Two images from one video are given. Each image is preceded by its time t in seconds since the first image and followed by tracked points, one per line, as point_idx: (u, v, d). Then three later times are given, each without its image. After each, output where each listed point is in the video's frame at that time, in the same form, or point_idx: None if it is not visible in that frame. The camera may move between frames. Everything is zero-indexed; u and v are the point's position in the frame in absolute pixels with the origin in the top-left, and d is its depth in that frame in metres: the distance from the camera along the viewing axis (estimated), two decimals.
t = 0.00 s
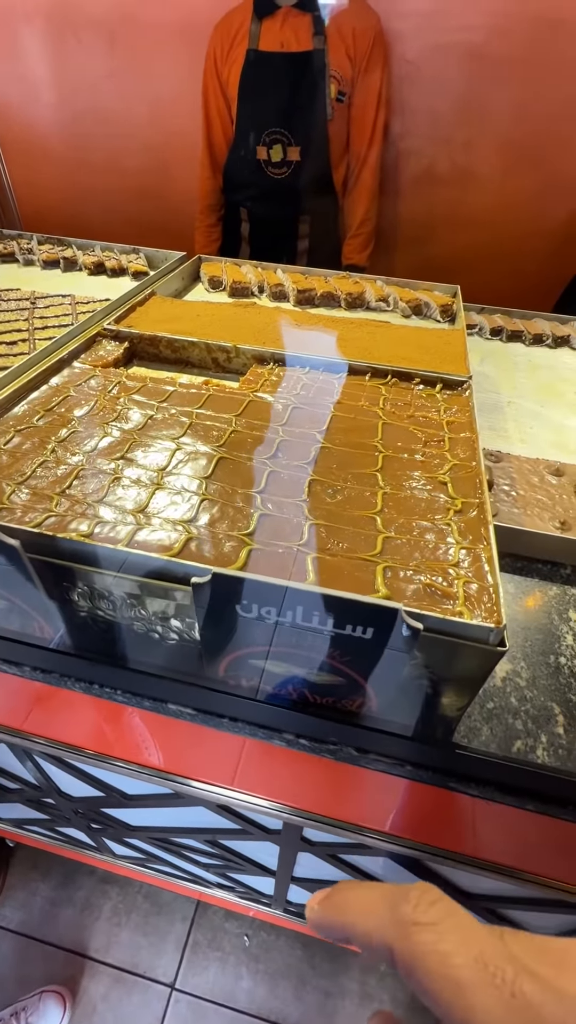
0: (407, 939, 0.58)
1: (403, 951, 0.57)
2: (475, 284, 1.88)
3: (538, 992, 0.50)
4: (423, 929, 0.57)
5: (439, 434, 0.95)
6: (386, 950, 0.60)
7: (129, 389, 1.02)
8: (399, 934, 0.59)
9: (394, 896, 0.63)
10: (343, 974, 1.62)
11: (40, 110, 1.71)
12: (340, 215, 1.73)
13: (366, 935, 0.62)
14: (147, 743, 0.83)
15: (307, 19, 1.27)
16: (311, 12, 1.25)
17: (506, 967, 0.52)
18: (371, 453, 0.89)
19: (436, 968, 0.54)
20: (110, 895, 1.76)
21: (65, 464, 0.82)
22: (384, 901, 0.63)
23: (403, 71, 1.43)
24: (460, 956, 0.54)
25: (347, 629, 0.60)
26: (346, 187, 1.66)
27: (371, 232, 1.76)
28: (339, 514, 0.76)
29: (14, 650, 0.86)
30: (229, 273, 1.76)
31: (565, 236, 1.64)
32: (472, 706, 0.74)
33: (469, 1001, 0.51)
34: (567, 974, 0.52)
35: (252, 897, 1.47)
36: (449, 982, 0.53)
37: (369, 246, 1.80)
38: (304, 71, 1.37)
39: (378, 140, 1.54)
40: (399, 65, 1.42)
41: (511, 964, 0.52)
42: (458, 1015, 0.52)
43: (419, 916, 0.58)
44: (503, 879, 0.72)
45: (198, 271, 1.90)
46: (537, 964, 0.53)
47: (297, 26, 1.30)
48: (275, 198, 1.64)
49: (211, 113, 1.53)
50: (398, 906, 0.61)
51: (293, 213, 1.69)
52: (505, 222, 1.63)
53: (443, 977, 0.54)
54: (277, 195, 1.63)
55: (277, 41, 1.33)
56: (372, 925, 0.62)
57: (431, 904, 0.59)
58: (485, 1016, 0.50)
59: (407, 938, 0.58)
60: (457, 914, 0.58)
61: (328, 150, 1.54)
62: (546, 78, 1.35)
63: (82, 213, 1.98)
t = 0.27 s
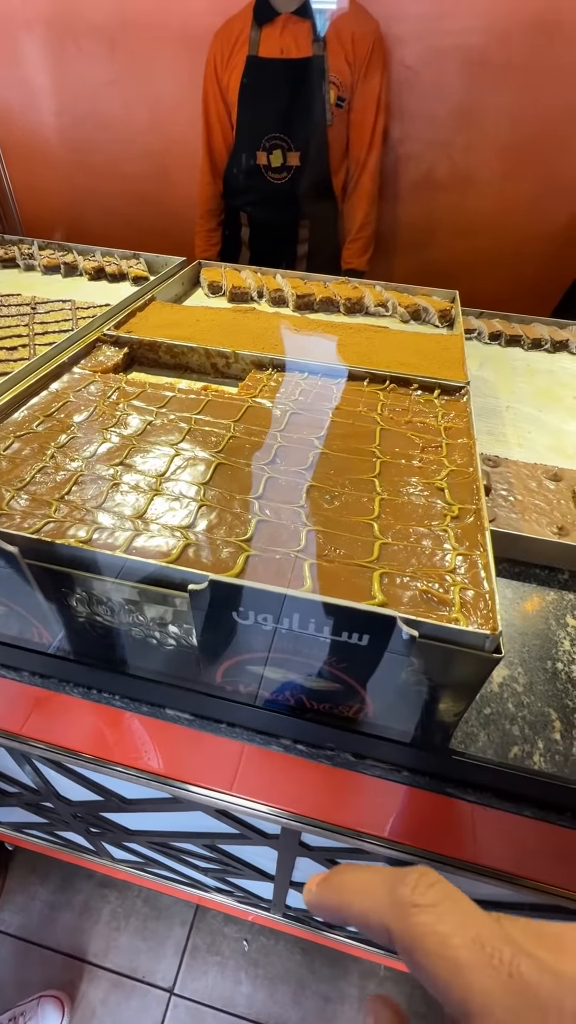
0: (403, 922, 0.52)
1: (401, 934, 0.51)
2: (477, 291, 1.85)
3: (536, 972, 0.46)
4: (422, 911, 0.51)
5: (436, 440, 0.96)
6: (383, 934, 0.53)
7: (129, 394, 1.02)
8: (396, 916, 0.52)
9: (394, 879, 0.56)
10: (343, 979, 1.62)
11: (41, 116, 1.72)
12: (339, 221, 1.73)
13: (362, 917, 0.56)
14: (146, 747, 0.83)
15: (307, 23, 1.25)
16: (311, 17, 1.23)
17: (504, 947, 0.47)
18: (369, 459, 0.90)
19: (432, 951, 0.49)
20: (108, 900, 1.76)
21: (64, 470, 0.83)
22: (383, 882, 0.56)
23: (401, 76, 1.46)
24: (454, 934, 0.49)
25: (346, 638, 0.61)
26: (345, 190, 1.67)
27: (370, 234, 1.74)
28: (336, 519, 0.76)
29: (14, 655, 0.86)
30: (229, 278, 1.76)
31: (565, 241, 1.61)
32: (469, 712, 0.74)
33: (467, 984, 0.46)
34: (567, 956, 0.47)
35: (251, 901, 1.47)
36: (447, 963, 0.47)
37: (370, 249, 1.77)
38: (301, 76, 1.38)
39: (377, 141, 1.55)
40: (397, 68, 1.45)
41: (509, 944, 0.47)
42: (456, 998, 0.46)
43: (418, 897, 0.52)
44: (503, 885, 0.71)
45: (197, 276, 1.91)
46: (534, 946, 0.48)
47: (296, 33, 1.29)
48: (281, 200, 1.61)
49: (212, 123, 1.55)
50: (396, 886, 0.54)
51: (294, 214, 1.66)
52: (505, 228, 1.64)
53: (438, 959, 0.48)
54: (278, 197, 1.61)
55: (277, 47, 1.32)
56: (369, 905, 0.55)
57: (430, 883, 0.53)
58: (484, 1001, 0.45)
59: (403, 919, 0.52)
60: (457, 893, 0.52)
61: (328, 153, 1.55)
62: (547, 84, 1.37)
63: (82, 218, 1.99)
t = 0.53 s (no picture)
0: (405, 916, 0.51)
1: (402, 928, 0.50)
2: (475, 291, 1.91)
3: (536, 964, 0.45)
4: (423, 905, 0.50)
5: (437, 441, 0.96)
6: (385, 928, 0.52)
7: (130, 395, 1.02)
8: (398, 910, 0.51)
9: (394, 873, 0.55)
10: (343, 983, 1.62)
11: (43, 118, 1.72)
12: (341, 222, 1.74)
13: (364, 912, 0.55)
14: (146, 748, 0.83)
15: (309, 29, 1.23)
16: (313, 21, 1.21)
17: (505, 939, 0.46)
18: (369, 460, 0.90)
19: (432, 943, 0.48)
20: (108, 901, 1.76)
21: (65, 471, 0.83)
22: (384, 877, 0.55)
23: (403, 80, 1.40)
24: (456, 924, 0.48)
25: (345, 640, 0.61)
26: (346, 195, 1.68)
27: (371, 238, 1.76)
28: (336, 522, 0.76)
29: (14, 656, 0.86)
30: (230, 281, 1.77)
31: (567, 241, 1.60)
32: (470, 715, 0.74)
33: (467, 976, 0.45)
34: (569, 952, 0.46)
35: (251, 904, 1.47)
36: (448, 955, 0.46)
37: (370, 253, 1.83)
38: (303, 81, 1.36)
39: (377, 147, 1.54)
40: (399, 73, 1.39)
41: (510, 936, 0.46)
42: (457, 990, 0.45)
43: (419, 891, 0.51)
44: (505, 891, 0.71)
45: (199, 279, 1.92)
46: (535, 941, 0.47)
47: (297, 37, 1.26)
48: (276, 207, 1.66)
49: (213, 125, 1.57)
50: (397, 881, 0.54)
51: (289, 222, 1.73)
52: (505, 229, 1.60)
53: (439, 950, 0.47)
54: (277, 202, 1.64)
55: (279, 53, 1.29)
56: (371, 900, 0.55)
57: (431, 879, 0.52)
58: (484, 993, 0.44)
59: (404, 913, 0.51)
60: (459, 888, 0.51)
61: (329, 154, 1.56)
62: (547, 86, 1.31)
63: (84, 219, 1.99)
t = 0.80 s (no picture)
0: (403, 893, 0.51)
1: (400, 905, 0.50)
2: (480, 294, 1.89)
3: (538, 940, 0.45)
4: (423, 882, 0.50)
5: (438, 446, 0.95)
6: (384, 905, 0.52)
7: (130, 398, 1.02)
8: (397, 887, 0.51)
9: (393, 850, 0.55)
10: (342, 988, 1.61)
11: (45, 121, 1.72)
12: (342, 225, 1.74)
13: (362, 888, 0.55)
14: (146, 752, 0.83)
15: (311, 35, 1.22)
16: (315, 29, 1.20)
17: (507, 916, 0.46)
18: (370, 464, 0.89)
19: (432, 919, 0.48)
20: (106, 906, 1.75)
21: (65, 474, 0.83)
22: (383, 855, 0.55)
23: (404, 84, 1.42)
24: (457, 902, 0.48)
25: (345, 646, 0.60)
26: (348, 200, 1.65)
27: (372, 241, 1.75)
28: (337, 526, 0.76)
29: (13, 661, 0.86)
30: (231, 284, 1.77)
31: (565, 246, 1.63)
32: (470, 721, 0.74)
33: (466, 952, 0.45)
34: (570, 926, 0.46)
35: (249, 909, 1.46)
36: (447, 931, 0.47)
37: (371, 256, 1.83)
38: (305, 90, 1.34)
39: (379, 149, 1.52)
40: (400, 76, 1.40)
41: (511, 913, 0.46)
42: (456, 965, 0.46)
43: (419, 868, 0.51)
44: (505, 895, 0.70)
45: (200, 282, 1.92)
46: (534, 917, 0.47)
47: (300, 41, 1.24)
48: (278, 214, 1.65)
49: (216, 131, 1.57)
50: (397, 857, 0.54)
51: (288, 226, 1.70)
52: (504, 233, 1.61)
53: (439, 928, 0.47)
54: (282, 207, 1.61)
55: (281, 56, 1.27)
56: (369, 877, 0.55)
57: (432, 856, 0.52)
58: (484, 969, 0.44)
59: (403, 890, 0.51)
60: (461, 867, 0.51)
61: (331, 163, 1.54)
62: (547, 85, 1.33)
63: (85, 222, 2.00)
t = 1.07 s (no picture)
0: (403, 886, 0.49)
1: (398, 900, 0.49)
2: (478, 299, 1.90)
3: (539, 935, 0.42)
4: (422, 878, 0.49)
5: (438, 451, 0.96)
6: (381, 901, 0.51)
7: (130, 403, 1.02)
8: (395, 882, 0.50)
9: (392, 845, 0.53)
10: (341, 995, 1.60)
11: (46, 125, 1.73)
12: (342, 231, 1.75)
13: (359, 885, 0.53)
14: (145, 757, 0.83)
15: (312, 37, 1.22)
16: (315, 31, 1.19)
17: (507, 912, 0.44)
18: (370, 470, 0.89)
19: (430, 914, 0.46)
20: (104, 911, 1.74)
21: (65, 479, 0.82)
22: (381, 850, 0.53)
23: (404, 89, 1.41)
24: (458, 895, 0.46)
25: (345, 653, 0.60)
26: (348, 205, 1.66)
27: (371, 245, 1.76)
28: (336, 532, 0.75)
29: (12, 667, 0.85)
30: (231, 288, 1.77)
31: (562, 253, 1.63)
32: (470, 727, 0.74)
33: (465, 947, 0.43)
34: (570, 923, 0.43)
35: (248, 915, 1.45)
36: (445, 927, 0.45)
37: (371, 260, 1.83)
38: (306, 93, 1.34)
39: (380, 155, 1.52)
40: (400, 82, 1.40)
41: (512, 908, 0.44)
42: (455, 961, 0.44)
43: (418, 864, 0.50)
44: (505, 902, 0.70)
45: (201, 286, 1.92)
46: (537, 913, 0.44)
47: (301, 48, 1.25)
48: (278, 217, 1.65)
49: (216, 133, 1.57)
50: (395, 853, 0.52)
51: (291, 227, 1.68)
52: (505, 237, 1.62)
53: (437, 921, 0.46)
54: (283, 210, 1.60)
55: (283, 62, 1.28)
56: (367, 873, 0.53)
57: (431, 850, 0.51)
58: (482, 964, 0.42)
59: (401, 884, 0.49)
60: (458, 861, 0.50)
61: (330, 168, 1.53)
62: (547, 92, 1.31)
63: (86, 226, 2.00)
